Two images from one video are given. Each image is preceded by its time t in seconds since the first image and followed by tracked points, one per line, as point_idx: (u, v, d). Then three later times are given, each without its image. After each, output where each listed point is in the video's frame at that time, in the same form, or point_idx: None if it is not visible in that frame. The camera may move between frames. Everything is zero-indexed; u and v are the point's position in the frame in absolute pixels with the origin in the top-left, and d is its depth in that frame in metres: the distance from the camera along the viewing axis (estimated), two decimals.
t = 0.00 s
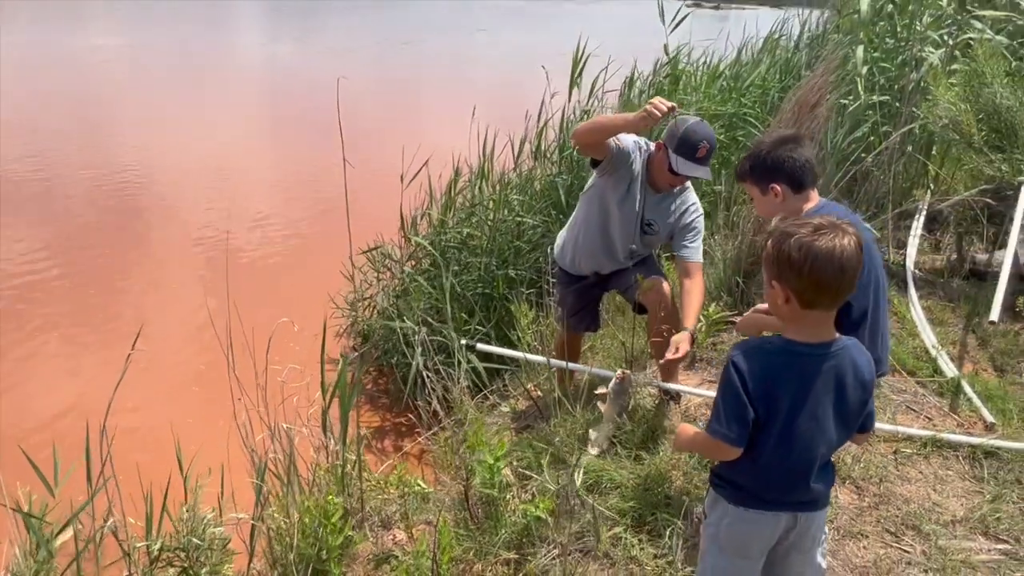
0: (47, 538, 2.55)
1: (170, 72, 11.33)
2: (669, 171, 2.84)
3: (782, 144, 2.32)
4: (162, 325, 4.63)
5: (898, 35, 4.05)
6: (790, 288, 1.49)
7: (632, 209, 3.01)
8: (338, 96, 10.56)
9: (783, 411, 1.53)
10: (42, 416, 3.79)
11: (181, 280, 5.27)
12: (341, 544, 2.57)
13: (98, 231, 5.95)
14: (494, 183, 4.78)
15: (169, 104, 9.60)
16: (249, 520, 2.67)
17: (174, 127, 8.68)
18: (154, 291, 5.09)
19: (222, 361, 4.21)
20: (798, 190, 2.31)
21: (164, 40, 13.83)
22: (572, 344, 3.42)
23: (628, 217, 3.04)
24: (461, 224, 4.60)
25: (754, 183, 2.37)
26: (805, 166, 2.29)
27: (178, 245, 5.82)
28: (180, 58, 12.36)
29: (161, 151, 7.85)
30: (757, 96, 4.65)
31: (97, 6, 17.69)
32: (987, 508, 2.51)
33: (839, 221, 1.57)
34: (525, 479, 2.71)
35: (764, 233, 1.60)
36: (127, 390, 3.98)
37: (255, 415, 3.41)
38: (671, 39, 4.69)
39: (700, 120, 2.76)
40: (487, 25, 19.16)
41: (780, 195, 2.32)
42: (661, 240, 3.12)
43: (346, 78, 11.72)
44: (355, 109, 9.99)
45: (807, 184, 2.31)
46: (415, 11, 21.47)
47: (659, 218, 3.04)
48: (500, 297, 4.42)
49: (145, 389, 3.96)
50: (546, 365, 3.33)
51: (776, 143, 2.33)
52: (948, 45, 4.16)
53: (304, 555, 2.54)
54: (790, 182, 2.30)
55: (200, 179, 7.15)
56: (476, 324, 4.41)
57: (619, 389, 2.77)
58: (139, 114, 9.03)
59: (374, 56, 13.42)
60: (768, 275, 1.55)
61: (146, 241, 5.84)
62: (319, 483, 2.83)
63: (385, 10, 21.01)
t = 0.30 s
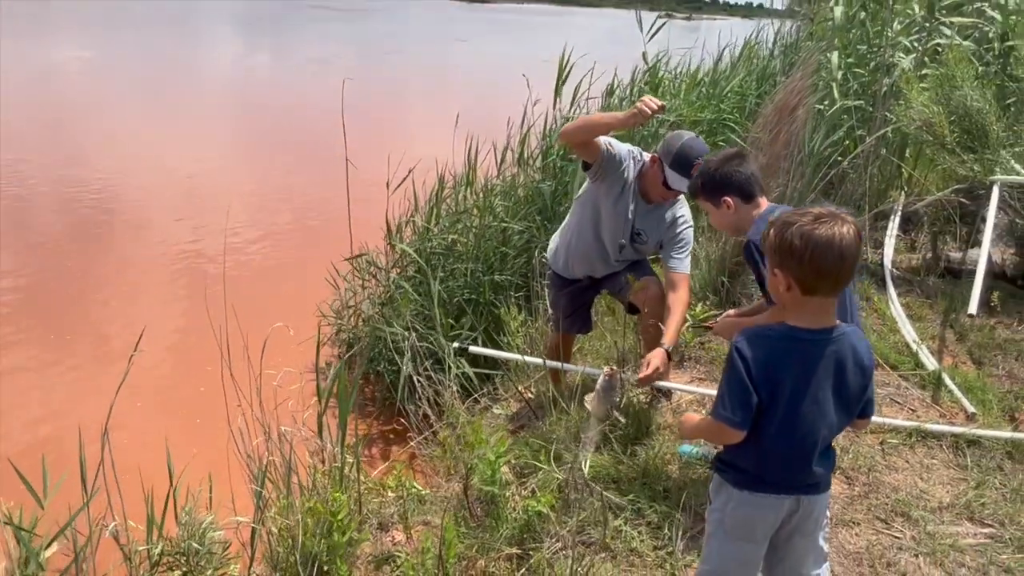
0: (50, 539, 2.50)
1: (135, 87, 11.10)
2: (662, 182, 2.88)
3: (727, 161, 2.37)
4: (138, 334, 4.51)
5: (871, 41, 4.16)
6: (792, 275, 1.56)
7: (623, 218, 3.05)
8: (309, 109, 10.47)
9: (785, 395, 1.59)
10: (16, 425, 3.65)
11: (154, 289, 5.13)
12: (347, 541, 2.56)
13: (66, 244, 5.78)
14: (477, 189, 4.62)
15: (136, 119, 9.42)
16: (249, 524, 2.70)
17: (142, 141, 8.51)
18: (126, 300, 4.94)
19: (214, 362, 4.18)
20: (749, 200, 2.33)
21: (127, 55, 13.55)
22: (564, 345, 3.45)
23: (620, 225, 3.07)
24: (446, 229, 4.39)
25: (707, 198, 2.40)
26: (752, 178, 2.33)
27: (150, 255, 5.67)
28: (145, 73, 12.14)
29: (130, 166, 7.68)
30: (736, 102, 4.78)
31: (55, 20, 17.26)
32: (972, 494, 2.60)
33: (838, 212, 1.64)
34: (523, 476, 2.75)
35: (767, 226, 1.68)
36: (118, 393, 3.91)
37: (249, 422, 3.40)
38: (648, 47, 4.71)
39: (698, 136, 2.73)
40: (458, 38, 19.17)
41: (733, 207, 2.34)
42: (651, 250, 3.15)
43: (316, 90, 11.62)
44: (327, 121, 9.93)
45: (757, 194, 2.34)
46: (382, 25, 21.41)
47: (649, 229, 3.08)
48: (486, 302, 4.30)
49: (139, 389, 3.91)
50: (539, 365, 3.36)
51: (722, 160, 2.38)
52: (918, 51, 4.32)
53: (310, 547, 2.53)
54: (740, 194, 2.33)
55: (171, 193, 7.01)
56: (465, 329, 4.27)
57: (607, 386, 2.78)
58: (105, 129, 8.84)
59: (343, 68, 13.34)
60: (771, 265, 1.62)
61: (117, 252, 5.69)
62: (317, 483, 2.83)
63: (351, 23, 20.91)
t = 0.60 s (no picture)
0: (43, 552, 2.45)
1: (107, 96, 10.89)
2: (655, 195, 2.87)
3: (691, 198, 2.39)
4: (118, 345, 4.42)
5: (849, 46, 4.23)
6: (791, 272, 1.60)
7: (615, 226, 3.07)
8: (286, 118, 10.37)
9: (786, 390, 1.62)
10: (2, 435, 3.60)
11: (133, 299, 5.03)
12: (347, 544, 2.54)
13: (40, 256, 5.64)
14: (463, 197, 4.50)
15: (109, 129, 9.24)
16: (247, 531, 2.70)
17: (116, 151, 8.36)
18: (104, 311, 4.83)
19: (204, 370, 4.16)
20: (714, 234, 2.36)
21: (97, 64, 13.29)
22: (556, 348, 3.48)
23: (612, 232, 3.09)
24: (432, 236, 4.32)
25: (675, 233, 2.41)
26: (716, 213, 2.36)
27: (128, 265, 5.56)
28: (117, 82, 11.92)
29: (107, 175, 7.57)
30: (718, 106, 4.84)
31: (20, 27, 16.85)
32: (959, 487, 2.65)
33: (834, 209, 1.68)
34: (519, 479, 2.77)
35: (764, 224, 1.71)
36: (108, 401, 3.87)
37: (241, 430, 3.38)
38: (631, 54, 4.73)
39: (692, 151, 2.73)
40: (437, 46, 19.18)
41: (698, 239, 2.35)
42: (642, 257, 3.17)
43: (293, 98, 11.53)
44: (305, 130, 9.86)
45: (721, 228, 2.37)
46: (356, 33, 21.30)
47: (639, 237, 3.10)
48: (474, 307, 4.27)
49: (131, 397, 3.88)
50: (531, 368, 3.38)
51: (686, 198, 2.40)
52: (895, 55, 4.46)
53: (312, 550, 2.53)
54: (707, 227, 2.35)
55: (148, 202, 6.89)
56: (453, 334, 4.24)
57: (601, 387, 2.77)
58: (78, 139, 8.66)
59: (320, 77, 13.26)
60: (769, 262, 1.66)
61: (93, 263, 5.57)
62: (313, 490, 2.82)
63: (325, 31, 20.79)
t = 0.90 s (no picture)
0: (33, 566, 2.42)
1: (86, 104, 10.77)
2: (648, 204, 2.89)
3: (673, 255, 2.41)
4: (103, 356, 4.37)
5: (832, 51, 4.33)
6: (787, 275, 1.62)
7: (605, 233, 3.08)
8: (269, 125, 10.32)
9: (784, 392, 1.64)
10: None
11: (117, 308, 4.97)
12: (343, 550, 2.54)
13: (21, 266, 5.56)
14: (452, 201, 4.49)
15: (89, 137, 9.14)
16: (241, 541, 2.68)
17: (97, 160, 8.27)
18: (88, 321, 4.77)
19: (192, 379, 4.13)
20: (694, 292, 2.39)
21: (76, 72, 13.14)
22: (547, 352, 3.49)
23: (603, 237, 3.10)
24: (421, 240, 4.31)
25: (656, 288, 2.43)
26: (697, 270, 2.39)
27: (111, 274, 5.50)
28: (96, 90, 11.79)
29: (89, 183, 7.51)
30: (703, 110, 4.86)
31: None
32: (947, 485, 2.68)
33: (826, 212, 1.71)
34: (512, 482, 2.79)
35: (758, 228, 1.74)
36: (96, 411, 3.84)
37: (232, 437, 3.36)
38: (617, 60, 4.75)
39: (683, 159, 2.76)
40: (421, 51, 19.19)
41: (679, 298, 2.38)
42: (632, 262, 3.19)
43: (276, 104, 11.48)
44: (288, 135, 9.81)
45: (701, 285, 2.41)
46: (338, 39, 21.23)
47: (629, 244, 3.12)
48: (464, 311, 4.27)
49: (120, 406, 3.85)
50: (522, 372, 3.39)
51: (668, 254, 2.42)
52: (876, 59, 4.58)
53: (308, 557, 2.52)
54: (688, 285, 2.38)
55: (130, 211, 6.81)
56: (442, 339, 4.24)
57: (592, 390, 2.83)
58: (57, 148, 8.56)
59: (302, 83, 13.21)
60: (764, 266, 1.68)
61: (76, 273, 5.50)
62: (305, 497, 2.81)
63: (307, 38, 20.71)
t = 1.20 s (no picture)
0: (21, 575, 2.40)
1: (70, 108, 10.68)
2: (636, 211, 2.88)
3: (683, 283, 2.41)
4: (89, 363, 4.33)
5: (817, 54, 4.49)
6: (775, 277, 1.64)
7: (593, 236, 3.08)
8: (255, 129, 10.28)
9: (773, 392, 1.65)
10: None
11: (103, 315, 4.93)
12: (335, 555, 2.54)
13: (6, 273, 5.52)
14: (441, 205, 4.49)
15: (74, 142, 9.06)
16: (232, 546, 2.68)
17: (82, 165, 8.20)
18: (73, 328, 4.73)
19: (181, 385, 4.11)
20: (701, 323, 2.41)
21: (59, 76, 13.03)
22: (537, 355, 3.50)
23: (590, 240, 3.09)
24: (410, 243, 4.31)
25: (661, 313, 2.44)
26: (706, 301, 2.40)
27: (96, 280, 5.45)
28: (80, 94, 11.70)
29: (74, 188, 7.46)
30: (691, 112, 4.88)
31: None
32: (935, 483, 2.71)
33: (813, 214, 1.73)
34: (504, 484, 2.79)
35: (746, 230, 1.75)
36: (83, 419, 3.82)
37: (222, 442, 3.34)
38: (605, 63, 4.77)
39: (671, 165, 2.78)
40: (409, 55, 19.19)
41: (685, 327, 2.40)
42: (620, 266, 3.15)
43: (264, 109, 11.46)
44: (275, 140, 9.77)
45: (708, 316, 2.43)
46: (324, 42, 21.16)
47: (616, 249, 3.08)
48: (454, 315, 4.27)
49: (108, 413, 3.83)
50: (513, 375, 3.40)
51: (679, 281, 2.41)
52: (861, 62, 4.63)
53: (299, 562, 2.52)
54: (694, 316, 2.39)
55: (117, 216, 6.77)
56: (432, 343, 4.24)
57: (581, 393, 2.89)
58: (41, 154, 8.48)
59: (289, 87, 13.16)
60: (752, 268, 1.70)
61: (60, 279, 5.45)
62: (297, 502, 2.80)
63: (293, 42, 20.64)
